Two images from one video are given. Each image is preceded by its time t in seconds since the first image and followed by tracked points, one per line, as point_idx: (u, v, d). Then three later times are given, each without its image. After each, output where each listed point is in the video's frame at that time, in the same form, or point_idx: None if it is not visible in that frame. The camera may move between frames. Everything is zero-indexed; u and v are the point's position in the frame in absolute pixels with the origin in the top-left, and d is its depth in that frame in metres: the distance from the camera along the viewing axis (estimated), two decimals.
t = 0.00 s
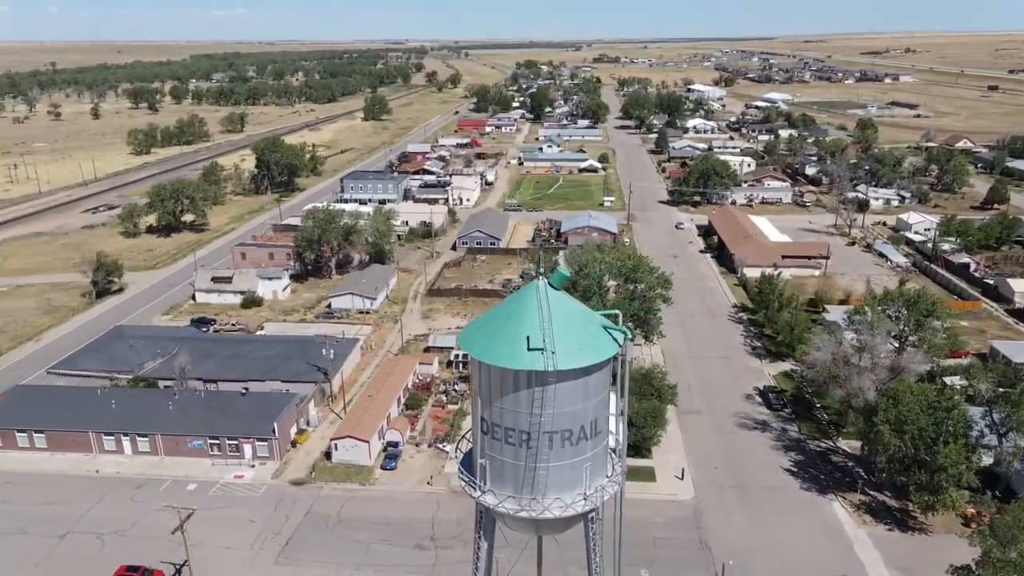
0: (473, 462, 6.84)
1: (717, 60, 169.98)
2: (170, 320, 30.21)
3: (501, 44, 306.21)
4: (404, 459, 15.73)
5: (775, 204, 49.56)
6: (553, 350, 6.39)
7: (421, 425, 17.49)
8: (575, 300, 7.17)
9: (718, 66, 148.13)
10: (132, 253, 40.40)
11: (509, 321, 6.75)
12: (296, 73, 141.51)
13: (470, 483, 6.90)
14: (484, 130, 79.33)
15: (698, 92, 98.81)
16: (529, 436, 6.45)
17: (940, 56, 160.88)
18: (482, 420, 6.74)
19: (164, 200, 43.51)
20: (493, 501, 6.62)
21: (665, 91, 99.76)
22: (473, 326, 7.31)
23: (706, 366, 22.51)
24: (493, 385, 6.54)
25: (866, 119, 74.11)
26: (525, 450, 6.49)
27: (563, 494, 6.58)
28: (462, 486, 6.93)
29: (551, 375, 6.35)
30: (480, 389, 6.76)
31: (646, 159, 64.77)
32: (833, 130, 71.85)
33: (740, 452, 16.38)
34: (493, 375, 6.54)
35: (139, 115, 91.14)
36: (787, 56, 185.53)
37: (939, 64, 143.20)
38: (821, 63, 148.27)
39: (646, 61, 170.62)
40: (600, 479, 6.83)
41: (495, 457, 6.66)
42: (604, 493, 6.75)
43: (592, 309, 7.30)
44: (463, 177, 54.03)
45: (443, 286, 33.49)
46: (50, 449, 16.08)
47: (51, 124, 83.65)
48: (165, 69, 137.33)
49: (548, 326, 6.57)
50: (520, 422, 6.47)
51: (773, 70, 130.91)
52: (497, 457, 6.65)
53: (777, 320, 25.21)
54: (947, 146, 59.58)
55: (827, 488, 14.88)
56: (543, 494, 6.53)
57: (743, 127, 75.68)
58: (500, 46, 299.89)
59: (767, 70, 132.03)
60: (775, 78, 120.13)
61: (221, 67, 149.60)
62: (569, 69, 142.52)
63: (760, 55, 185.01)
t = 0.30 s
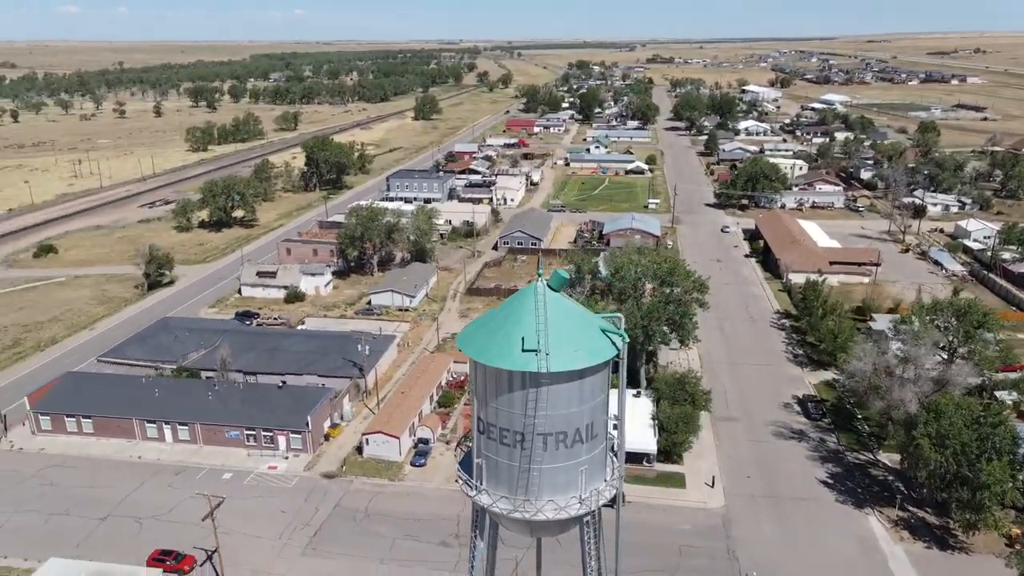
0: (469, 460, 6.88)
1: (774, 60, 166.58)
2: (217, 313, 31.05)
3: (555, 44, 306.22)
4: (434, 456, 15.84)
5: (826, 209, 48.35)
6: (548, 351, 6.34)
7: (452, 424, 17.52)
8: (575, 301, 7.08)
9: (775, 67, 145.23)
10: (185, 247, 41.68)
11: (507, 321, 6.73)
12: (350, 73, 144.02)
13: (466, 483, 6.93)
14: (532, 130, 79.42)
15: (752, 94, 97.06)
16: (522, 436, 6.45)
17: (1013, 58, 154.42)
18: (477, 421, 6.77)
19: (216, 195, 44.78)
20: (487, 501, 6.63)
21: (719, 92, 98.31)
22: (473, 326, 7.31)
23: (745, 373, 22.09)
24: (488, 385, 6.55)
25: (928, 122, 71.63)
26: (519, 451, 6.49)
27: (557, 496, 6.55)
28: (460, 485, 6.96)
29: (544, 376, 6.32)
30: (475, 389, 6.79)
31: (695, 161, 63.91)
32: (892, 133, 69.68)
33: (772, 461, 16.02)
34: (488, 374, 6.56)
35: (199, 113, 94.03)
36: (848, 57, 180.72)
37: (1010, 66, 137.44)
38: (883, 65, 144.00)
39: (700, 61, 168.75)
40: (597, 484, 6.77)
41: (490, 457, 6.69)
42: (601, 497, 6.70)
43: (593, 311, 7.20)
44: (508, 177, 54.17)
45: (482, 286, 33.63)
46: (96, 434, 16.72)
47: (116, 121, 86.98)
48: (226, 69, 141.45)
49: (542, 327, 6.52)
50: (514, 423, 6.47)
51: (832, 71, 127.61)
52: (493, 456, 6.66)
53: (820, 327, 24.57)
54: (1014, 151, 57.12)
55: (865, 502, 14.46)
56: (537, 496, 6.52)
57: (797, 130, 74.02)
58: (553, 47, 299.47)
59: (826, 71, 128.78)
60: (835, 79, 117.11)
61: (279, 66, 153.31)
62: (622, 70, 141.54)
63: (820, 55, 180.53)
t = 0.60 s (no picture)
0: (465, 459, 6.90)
1: (833, 61, 162.63)
2: (262, 308, 31.82)
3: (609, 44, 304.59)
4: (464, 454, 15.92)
5: (881, 215, 46.92)
6: (542, 353, 6.33)
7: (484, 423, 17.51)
8: (574, 304, 7.03)
9: (836, 68, 141.65)
10: (235, 242, 42.81)
11: (504, 323, 6.73)
12: (404, 72, 145.85)
13: (464, 482, 6.95)
14: (581, 131, 79.18)
15: (809, 96, 94.87)
16: (517, 437, 6.44)
17: None
18: (475, 421, 6.79)
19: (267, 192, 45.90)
20: (482, 501, 6.66)
21: (775, 94, 96.35)
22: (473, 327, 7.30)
23: (784, 380, 21.63)
24: (485, 386, 6.57)
25: (995, 126, 68.80)
26: (515, 452, 6.50)
27: (552, 499, 6.53)
28: (458, 485, 6.99)
29: (539, 378, 6.30)
30: (474, 389, 6.81)
31: (746, 164, 62.75)
32: (956, 137, 67.15)
33: (806, 472, 15.64)
34: (485, 374, 6.56)
35: (256, 111, 96.50)
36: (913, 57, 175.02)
37: None
38: (952, 65, 138.92)
39: (757, 62, 165.80)
40: (593, 489, 6.73)
41: (487, 457, 6.71)
42: (597, 502, 6.66)
43: (594, 314, 7.14)
44: (554, 178, 54.10)
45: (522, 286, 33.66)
46: (141, 421, 17.32)
47: (177, 118, 89.95)
48: (286, 68, 144.83)
49: (539, 329, 6.51)
50: (509, 424, 6.47)
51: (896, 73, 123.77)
52: (489, 457, 6.69)
53: (865, 336, 23.88)
54: None
55: (904, 519, 13.99)
56: (532, 498, 6.51)
57: (855, 133, 72.02)
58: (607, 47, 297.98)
59: (890, 72, 124.91)
60: (898, 80, 113.47)
61: (336, 66, 156.25)
62: (676, 71, 140.03)
63: (884, 55, 175.22)
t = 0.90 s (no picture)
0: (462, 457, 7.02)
1: (898, 61, 157.75)
2: (305, 302, 32.51)
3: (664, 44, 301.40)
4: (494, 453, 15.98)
5: (940, 220, 45.32)
6: (537, 353, 6.39)
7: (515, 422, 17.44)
8: (574, 307, 7.02)
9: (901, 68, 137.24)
10: (284, 237, 43.80)
11: (502, 324, 6.83)
12: (457, 71, 146.97)
13: (462, 481, 7.08)
14: (631, 131, 78.54)
15: (871, 96, 92.18)
16: (511, 438, 6.52)
17: None
18: (473, 420, 6.90)
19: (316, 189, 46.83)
20: (477, 499, 6.77)
21: (834, 95, 93.90)
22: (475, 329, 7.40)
23: (825, 389, 21.09)
24: (481, 386, 6.67)
25: None
26: (509, 452, 6.58)
27: (546, 500, 6.61)
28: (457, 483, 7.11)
29: (532, 378, 6.36)
30: (472, 390, 6.92)
31: (799, 167, 61.30)
32: None
33: (841, 484, 15.24)
34: (480, 374, 6.68)
35: (311, 110, 98.56)
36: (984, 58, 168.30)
37: None
38: None
39: (818, 62, 161.95)
40: (589, 492, 6.75)
41: (483, 456, 6.81)
42: (592, 505, 6.70)
43: (596, 317, 7.10)
44: (600, 179, 53.79)
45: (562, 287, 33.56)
46: (184, 410, 17.88)
47: (235, 116, 92.51)
48: (343, 67, 147.53)
49: (535, 329, 6.58)
50: (504, 424, 6.56)
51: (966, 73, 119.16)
52: (486, 457, 6.79)
53: (914, 345, 23.09)
54: None
55: (945, 537, 13.49)
56: (526, 499, 6.59)
57: (917, 135, 69.65)
58: (663, 47, 294.18)
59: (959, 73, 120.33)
60: (967, 81, 109.23)
61: (391, 65, 158.50)
62: (732, 72, 137.70)
63: (953, 55, 168.87)
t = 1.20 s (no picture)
0: (462, 455, 7.23)
1: (968, 61, 152.06)
2: (348, 298, 33.07)
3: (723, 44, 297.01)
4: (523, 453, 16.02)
5: (1004, 228, 43.62)
6: (532, 354, 6.55)
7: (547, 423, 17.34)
8: (572, 308, 7.13)
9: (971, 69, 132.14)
10: (331, 233, 44.65)
11: (501, 324, 7.01)
12: (509, 71, 147.56)
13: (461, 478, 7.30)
14: (682, 132, 77.59)
15: (936, 98, 89.02)
16: (507, 437, 6.71)
17: None
18: (471, 418, 7.10)
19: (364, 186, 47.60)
20: (474, 497, 6.97)
21: (897, 96, 90.99)
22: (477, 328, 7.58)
23: (870, 399, 20.49)
24: (479, 384, 6.85)
25: None
26: (505, 452, 6.76)
27: (541, 501, 6.77)
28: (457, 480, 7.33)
29: (527, 378, 6.52)
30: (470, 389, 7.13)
31: (856, 171, 59.61)
32: None
33: (878, 497, 14.81)
34: (479, 373, 6.89)
35: (365, 108, 100.19)
36: None
37: None
38: None
39: (883, 62, 157.39)
40: (584, 495, 6.90)
41: (481, 456, 7.00)
42: (587, 508, 6.83)
43: (594, 318, 7.22)
44: (647, 180, 53.26)
45: (602, 288, 33.33)
46: (225, 400, 18.40)
47: (292, 114, 94.65)
48: (398, 66, 149.53)
49: (531, 331, 6.75)
50: (500, 423, 6.75)
51: None
52: (483, 455, 6.99)
53: (967, 357, 22.21)
54: None
55: (988, 558, 12.97)
56: (521, 499, 6.77)
57: (984, 139, 66.95)
58: (720, 46, 289.29)
59: None
60: None
61: (445, 65, 160.06)
62: (791, 73, 134.69)
63: None
